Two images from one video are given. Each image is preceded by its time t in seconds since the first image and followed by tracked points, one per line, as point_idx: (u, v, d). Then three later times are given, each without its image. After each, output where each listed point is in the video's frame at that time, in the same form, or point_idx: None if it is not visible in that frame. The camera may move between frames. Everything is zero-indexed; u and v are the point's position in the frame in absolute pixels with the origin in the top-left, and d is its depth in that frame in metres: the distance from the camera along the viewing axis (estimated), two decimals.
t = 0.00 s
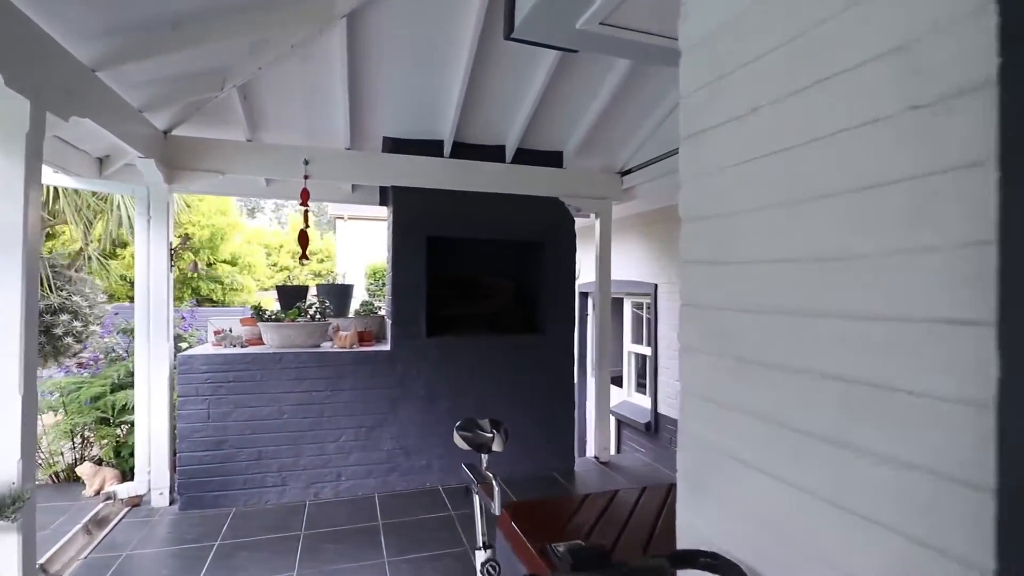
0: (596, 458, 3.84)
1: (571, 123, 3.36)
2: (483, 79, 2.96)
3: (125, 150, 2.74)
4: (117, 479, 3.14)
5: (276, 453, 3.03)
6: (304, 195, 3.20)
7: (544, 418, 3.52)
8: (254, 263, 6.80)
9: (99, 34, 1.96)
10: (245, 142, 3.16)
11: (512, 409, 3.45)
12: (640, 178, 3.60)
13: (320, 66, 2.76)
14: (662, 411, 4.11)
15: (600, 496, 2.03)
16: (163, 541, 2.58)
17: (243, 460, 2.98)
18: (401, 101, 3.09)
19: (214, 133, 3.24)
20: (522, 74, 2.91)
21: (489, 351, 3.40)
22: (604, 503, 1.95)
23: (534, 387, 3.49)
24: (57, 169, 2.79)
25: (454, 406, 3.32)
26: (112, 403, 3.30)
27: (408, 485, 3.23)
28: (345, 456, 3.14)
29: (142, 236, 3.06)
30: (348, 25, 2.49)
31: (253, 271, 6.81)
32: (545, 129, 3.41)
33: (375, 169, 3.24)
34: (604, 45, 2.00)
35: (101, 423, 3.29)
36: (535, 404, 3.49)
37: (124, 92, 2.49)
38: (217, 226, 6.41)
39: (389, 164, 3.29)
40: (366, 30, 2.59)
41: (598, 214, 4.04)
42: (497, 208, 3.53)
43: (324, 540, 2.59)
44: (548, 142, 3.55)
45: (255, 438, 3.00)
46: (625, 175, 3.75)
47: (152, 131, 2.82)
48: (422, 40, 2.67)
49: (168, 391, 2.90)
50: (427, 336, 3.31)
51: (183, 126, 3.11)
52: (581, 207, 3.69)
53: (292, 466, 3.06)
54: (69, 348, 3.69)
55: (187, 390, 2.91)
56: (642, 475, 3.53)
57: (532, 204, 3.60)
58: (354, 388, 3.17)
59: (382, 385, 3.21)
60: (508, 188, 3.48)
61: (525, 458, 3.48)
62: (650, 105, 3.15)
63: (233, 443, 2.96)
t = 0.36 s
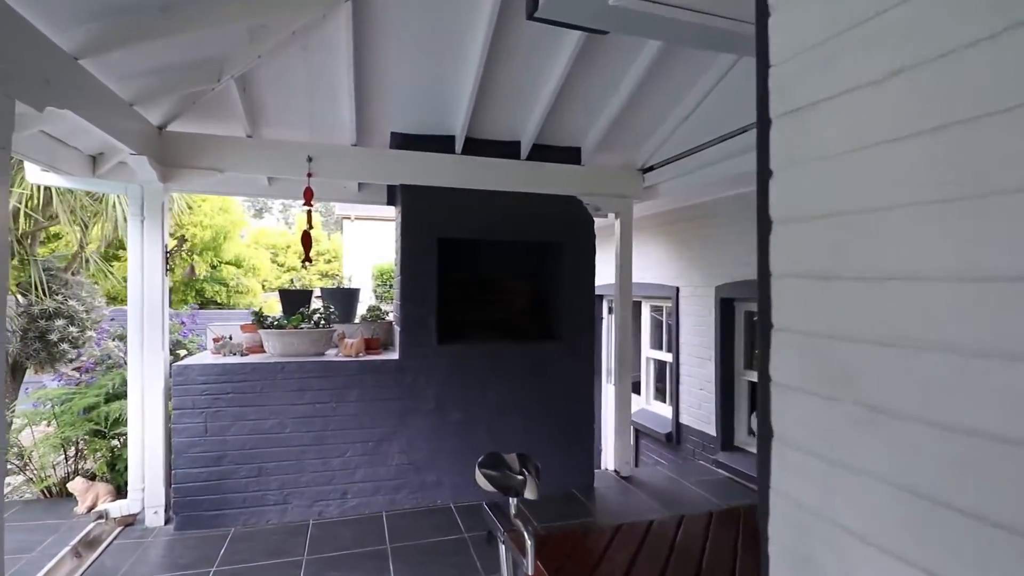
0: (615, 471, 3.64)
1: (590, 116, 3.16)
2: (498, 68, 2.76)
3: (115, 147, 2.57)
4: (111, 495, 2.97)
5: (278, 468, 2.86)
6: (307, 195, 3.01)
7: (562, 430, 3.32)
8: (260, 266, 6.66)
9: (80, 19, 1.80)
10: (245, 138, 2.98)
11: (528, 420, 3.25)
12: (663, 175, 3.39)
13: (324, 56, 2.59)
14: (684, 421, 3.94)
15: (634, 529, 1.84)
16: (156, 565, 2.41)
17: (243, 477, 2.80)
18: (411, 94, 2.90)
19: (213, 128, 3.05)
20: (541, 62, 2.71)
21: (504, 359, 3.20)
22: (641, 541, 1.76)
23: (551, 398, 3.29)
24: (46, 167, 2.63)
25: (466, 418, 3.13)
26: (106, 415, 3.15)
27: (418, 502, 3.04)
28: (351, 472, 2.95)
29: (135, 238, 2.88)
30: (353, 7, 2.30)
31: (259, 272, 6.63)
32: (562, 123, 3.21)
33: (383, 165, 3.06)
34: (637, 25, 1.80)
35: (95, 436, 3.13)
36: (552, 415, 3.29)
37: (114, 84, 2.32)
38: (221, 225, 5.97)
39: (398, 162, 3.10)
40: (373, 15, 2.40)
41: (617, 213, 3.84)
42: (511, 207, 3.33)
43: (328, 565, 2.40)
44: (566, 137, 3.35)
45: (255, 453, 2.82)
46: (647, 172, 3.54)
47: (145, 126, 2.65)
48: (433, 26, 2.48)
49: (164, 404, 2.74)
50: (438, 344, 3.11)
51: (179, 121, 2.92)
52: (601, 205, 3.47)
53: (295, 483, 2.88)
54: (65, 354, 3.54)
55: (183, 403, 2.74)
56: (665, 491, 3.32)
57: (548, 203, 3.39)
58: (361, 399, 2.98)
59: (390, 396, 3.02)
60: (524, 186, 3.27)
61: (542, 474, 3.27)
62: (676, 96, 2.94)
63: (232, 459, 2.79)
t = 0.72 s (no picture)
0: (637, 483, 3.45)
1: (613, 107, 2.97)
2: (515, 56, 2.58)
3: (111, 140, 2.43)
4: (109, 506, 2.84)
5: (282, 480, 2.71)
6: (313, 191, 2.85)
7: (581, 440, 3.13)
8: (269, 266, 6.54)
9: None
10: (247, 132, 2.83)
11: (545, 430, 3.07)
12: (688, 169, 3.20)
13: (329, 43, 2.44)
14: (708, 429, 3.75)
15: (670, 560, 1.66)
16: None
17: (245, 489, 2.66)
18: (423, 85, 2.73)
19: (215, 121, 2.92)
20: (562, 48, 2.53)
21: (520, 365, 3.03)
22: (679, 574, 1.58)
23: (570, 406, 3.11)
24: (41, 163, 2.50)
25: (480, 427, 2.96)
26: (104, 422, 3.01)
27: (430, 517, 2.88)
28: (358, 485, 2.79)
29: (134, 237, 2.76)
30: None
31: (266, 272, 6.47)
32: (582, 115, 3.03)
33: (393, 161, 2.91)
34: None
35: (93, 445, 3.00)
36: (571, 424, 3.11)
37: (108, 73, 2.19)
38: (227, 222, 5.80)
39: (408, 157, 2.94)
40: None
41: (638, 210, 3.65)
42: (527, 205, 3.15)
43: None
44: (585, 130, 3.16)
45: (258, 465, 2.68)
46: (670, 167, 3.35)
47: (142, 118, 2.52)
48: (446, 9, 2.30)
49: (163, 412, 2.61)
50: (450, 349, 2.95)
51: (180, 114, 2.79)
52: (624, 202, 3.28)
53: (300, 496, 2.73)
54: (66, 357, 3.42)
55: (183, 412, 2.62)
56: (691, 505, 3.13)
57: (566, 200, 3.21)
58: (369, 407, 2.82)
59: (401, 404, 2.85)
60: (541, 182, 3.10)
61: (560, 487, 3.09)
62: (703, 85, 2.75)
63: (233, 471, 2.65)
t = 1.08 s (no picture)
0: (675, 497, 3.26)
1: (650, 99, 2.79)
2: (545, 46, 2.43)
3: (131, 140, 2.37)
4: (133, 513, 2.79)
5: (304, 491, 2.62)
6: (337, 190, 2.75)
7: (616, 452, 2.96)
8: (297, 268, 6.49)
9: None
10: (270, 130, 2.76)
11: (578, 440, 2.91)
12: (731, 164, 3.00)
13: (349, 35, 2.34)
14: (751, 440, 3.53)
15: None
16: None
17: (267, 500, 2.58)
18: (448, 78, 2.60)
19: (236, 120, 2.88)
20: (595, 37, 2.37)
21: (552, 372, 2.87)
22: None
23: (604, 416, 2.94)
24: (63, 164, 2.46)
25: (509, 437, 2.82)
26: (128, 427, 2.98)
27: (457, 531, 2.75)
28: (383, 496, 2.68)
29: (155, 239, 2.71)
30: None
31: (294, 273, 6.42)
32: (616, 108, 2.86)
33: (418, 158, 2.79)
34: None
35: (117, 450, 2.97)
36: (606, 435, 2.94)
37: (124, 67, 2.14)
38: (257, 224, 5.88)
39: (434, 154, 2.82)
40: None
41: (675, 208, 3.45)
42: (558, 204, 2.99)
43: None
44: (619, 124, 2.99)
45: (280, 474, 2.60)
46: (711, 162, 3.15)
47: (162, 117, 2.47)
48: None
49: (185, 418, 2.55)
50: (478, 354, 2.81)
51: (203, 112, 2.74)
52: (662, 200, 3.09)
53: (323, 507, 2.63)
54: (93, 360, 3.40)
55: (204, 419, 2.55)
56: (733, 521, 2.93)
57: (600, 198, 3.04)
58: (394, 416, 2.70)
59: (427, 413, 2.73)
60: (573, 179, 2.94)
61: (594, 501, 2.93)
62: (749, 72, 2.55)
63: (255, 481, 2.58)
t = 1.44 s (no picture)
0: (721, 507, 3.11)
1: (693, 91, 2.66)
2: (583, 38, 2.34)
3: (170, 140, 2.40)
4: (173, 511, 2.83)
5: (340, 493, 2.60)
6: (372, 189, 2.72)
7: (659, 459, 2.83)
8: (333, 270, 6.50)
9: None
10: (306, 129, 2.75)
11: (618, 446, 2.80)
12: (782, 156, 2.83)
13: (383, 31, 2.30)
14: (802, 448, 3.35)
15: None
16: None
17: (303, 501, 2.57)
18: (483, 73, 2.54)
19: (273, 120, 2.90)
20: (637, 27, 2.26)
21: (590, 375, 2.77)
22: None
23: (646, 421, 2.82)
24: (107, 166, 2.51)
25: (547, 442, 2.73)
26: (169, 426, 3.02)
27: (494, 537, 2.68)
28: (418, 500, 2.64)
29: (195, 240, 2.74)
30: None
31: (332, 277, 6.45)
32: (658, 100, 2.73)
33: (453, 155, 2.74)
34: None
35: (159, 448, 3.01)
36: (648, 441, 2.82)
37: (163, 67, 2.16)
38: (297, 229, 5.98)
39: (469, 151, 2.76)
40: None
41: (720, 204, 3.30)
42: (597, 200, 2.89)
43: None
44: (661, 117, 2.86)
45: (316, 476, 2.58)
46: (760, 155, 2.98)
47: (201, 118, 2.49)
48: None
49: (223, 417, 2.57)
50: (515, 356, 2.73)
51: (241, 112, 2.76)
52: (706, 195, 2.95)
53: (358, 510, 2.60)
54: (138, 359, 3.46)
55: (242, 419, 2.55)
56: (783, 534, 2.76)
57: (641, 194, 2.92)
58: (429, 418, 2.65)
59: (462, 416, 2.67)
60: (612, 175, 2.83)
61: (635, 510, 2.81)
62: (802, 58, 2.39)
63: (292, 482, 2.57)
